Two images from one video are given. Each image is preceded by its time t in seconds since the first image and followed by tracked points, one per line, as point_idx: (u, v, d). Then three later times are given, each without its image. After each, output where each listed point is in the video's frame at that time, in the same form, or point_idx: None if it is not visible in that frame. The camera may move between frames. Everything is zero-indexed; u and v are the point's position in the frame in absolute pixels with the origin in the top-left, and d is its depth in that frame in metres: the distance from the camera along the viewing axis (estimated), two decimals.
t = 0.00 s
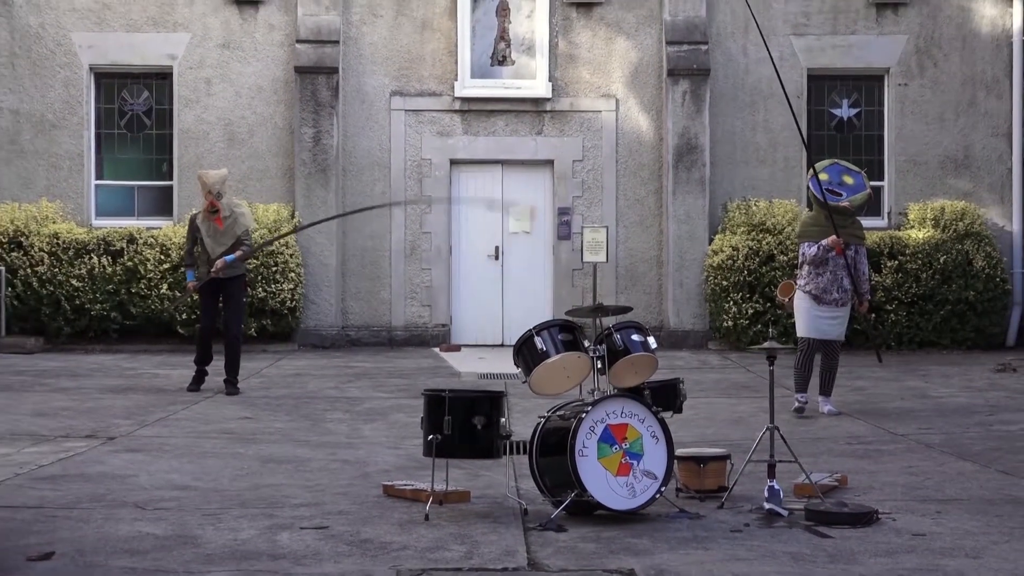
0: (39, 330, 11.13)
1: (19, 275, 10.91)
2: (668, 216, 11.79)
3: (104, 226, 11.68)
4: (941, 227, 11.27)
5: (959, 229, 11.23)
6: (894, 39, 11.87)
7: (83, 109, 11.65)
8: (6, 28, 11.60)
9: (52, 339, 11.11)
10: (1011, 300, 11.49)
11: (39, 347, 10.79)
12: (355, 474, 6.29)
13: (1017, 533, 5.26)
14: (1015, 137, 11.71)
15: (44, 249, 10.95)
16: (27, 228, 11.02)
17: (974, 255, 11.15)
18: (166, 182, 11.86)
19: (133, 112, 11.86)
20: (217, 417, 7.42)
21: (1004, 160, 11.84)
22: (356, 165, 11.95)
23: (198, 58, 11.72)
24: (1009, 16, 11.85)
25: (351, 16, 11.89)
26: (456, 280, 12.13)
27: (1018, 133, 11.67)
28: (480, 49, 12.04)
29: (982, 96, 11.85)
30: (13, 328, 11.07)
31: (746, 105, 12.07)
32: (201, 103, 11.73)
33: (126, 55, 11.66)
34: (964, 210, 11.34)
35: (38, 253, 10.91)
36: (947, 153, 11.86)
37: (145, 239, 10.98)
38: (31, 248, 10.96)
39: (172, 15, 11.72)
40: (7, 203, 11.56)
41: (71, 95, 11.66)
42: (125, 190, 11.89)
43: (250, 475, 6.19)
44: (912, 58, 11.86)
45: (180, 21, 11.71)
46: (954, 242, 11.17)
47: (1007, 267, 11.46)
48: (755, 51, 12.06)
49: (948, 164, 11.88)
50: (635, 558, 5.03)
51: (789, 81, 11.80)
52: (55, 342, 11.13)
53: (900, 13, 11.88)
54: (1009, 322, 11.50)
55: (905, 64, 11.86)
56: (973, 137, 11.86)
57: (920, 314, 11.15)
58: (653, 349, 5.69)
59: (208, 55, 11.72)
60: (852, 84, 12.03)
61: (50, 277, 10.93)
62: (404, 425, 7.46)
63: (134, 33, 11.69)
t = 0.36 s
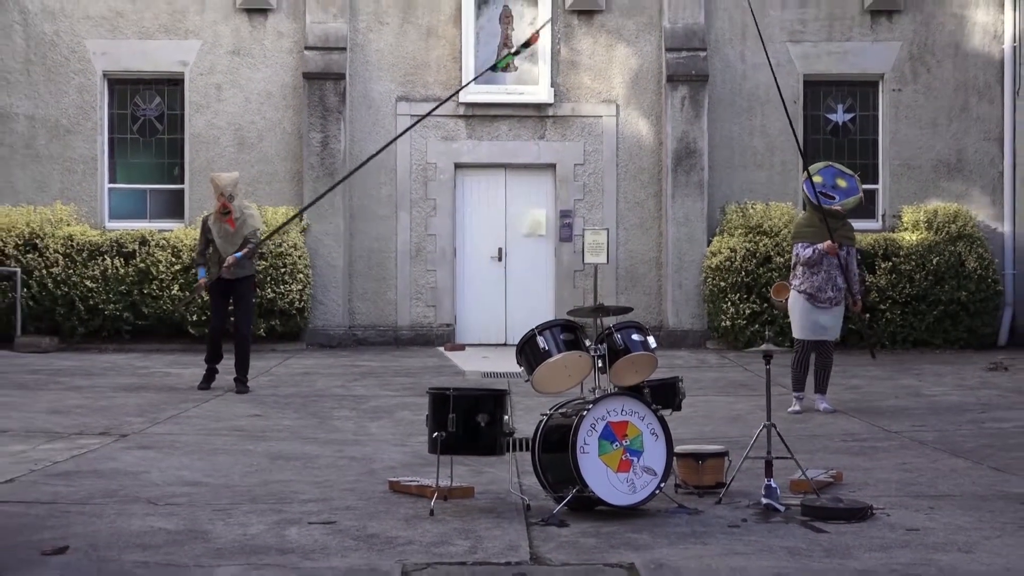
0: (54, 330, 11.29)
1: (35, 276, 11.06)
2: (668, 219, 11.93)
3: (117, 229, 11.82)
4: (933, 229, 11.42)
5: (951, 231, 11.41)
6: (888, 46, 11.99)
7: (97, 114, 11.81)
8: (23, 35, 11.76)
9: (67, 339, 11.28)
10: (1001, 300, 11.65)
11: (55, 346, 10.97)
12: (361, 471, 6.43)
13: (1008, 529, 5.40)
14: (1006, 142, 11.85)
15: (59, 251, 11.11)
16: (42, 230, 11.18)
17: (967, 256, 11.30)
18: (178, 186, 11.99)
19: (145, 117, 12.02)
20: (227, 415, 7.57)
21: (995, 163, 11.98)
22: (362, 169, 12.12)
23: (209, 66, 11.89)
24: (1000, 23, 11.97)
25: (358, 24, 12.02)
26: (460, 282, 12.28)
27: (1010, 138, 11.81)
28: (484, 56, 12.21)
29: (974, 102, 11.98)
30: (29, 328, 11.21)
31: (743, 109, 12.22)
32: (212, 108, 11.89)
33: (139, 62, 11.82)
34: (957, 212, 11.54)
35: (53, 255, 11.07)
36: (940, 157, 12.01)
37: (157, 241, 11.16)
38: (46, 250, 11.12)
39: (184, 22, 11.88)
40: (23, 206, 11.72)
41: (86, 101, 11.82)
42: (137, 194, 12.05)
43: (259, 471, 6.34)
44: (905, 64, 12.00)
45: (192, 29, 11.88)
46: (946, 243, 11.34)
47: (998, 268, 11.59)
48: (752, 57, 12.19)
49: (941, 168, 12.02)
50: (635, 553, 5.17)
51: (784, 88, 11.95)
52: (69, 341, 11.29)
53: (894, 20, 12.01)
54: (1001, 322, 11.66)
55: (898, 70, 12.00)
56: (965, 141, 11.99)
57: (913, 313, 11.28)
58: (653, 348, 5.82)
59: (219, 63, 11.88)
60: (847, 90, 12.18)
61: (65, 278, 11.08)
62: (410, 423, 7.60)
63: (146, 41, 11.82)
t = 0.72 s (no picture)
0: (71, 328, 11.75)
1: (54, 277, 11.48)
2: (665, 221, 12.20)
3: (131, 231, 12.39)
4: (923, 232, 11.94)
5: (940, 234, 11.89)
6: (879, 55, 12.57)
7: (112, 121, 12.38)
8: (43, 45, 12.33)
9: (85, 338, 11.69)
10: (988, 300, 12.12)
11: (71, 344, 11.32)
12: (369, 465, 6.63)
13: (995, 521, 5.59)
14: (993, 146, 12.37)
15: (77, 253, 11.52)
16: (60, 233, 11.58)
17: (954, 259, 11.80)
18: (192, 189, 12.58)
19: (160, 123, 12.57)
20: (238, 411, 7.78)
21: (982, 168, 12.51)
22: (370, 173, 12.48)
23: (222, 74, 12.42)
24: (986, 33, 12.52)
25: (366, 33, 12.46)
26: (465, 283, 12.58)
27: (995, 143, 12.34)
28: (488, 64, 12.62)
29: (961, 108, 12.53)
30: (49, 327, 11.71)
31: (738, 116, 12.53)
32: (224, 115, 12.43)
33: (154, 71, 12.38)
34: (945, 215, 12.03)
35: (71, 256, 11.47)
36: (929, 162, 12.56)
37: (171, 243, 11.55)
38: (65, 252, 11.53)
39: (197, 31, 12.42)
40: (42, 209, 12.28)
41: (102, 108, 12.38)
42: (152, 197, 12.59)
43: (270, 466, 6.54)
44: (895, 71, 12.56)
45: (204, 38, 12.41)
46: (935, 245, 11.82)
47: (985, 270, 12.09)
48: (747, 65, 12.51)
49: (930, 172, 12.58)
50: (633, 545, 5.36)
51: (778, 94, 12.50)
52: (86, 340, 11.72)
53: (884, 29, 12.58)
54: (988, 322, 12.12)
55: (887, 78, 12.56)
56: (953, 146, 12.54)
57: (903, 313, 11.78)
58: (651, 346, 6.01)
59: (231, 71, 12.42)
60: (840, 96, 12.73)
61: (82, 279, 11.51)
62: (416, 418, 7.81)
63: (160, 49, 12.39)
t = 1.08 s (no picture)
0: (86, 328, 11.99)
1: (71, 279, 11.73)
2: (665, 224, 12.38)
3: (146, 233, 12.64)
4: (915, 233, 12.14)
5: (933, 235, 12.09)
6: (873, 61, 12.75)
7: (128, 126, 12.64)
8: (60, 52, 12.59)
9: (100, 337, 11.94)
10: (979, 300, 12.32)
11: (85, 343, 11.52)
12: (377, 461, 6.81)
13: (985, 515, 5.75)
14: (984, 151, 12.57)
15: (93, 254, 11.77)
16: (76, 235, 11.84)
17: (947, 260, 11.99)
18: (205, 192, 12.84)
19: (174, 128, 12.84)
20: (249, 408, 7.96)
21: (974, 171, 12.71)
22: (378, 177, 12.68)
23: (233, 80, 12.67)
24: (978, 39, 12.70)
25: (373, 40, 12.66)
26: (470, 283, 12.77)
27: (987, 148, 12.54)
28: (492, 71, 12.83)
29: (954, 113, 12.72)
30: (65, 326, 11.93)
31: (736, 121, 12.71)
32: (236, 120, 12.67)
33: (168, 77, 12.64)
34: (937, 217, 12.22)
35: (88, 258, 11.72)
36: (922, 166, 12.74)
37: (185, 245, 11.76)
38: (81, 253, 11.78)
39: (210, 39, 12.67)
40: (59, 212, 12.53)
41: (118, 113, 12.64)
42: (167, 201, 12.86)
43: (280, 461, 6.72)
44: (890, 77, 12.75)
45: (217, 45, 12.66)
46: (928, 247, 12.02)
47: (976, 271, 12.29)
48: (745, 71, 12.72)
49: (923, 175, 12.76)
50: (634, 538, 5.53)
51: (775, 100, 12.71)
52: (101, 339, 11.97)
53: (879, 36, 12.76)
54: (979, 321, 12.30)
55: (882, 83, 12.75)
56: (945, 151, 12.72)
57: (897, 313, 11.95)
58: (651, 345, 6.16)
59: (242, 77, 12.67)
60: (835, 102, 12.96)
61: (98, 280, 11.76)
62: (422, 415, 7.99)
63: (173, 56, 12.64)
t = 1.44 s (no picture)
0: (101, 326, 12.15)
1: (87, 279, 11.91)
2: (669, 225, 12.49)
3: (161, 234, 12.79)
4: (917, 233, 12.23)
5: (934, 236, 12.21)
6: (874, 64, 12.84)
7: (143, 129, 12.77)
8: (76, 56, 12.75)
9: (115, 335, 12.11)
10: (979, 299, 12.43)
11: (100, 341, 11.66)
12: (386, 457, 6.93)
13: (986, 512, 5.84)
14: (984, 153, 12.67)
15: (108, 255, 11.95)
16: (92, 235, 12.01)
17: (948, 260, 12.10)
18: (217, 194, 12.97)
19: (187, 131, 12.99)
20: (261, 406, 8.09)
21: (974, 173, 12.80)
22: (388, 179, 12.80)
23: (245, 83, 12.81)
24: (979, 43, 12.80)
25: (383, 44, 12.80)
26: (477, 283, 12.91)
27: (987, 150, 12.63)
28: (499, 74, 12.94)
29: (954, 115, 12.81)
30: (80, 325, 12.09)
31: (740, 124, 12.81)
32: (249, 123, 12.81)
33: (181, 81, 12.77)
34: (939, 217, 12.33)
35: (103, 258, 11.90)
36: (924, 167, 12.83)
37: (198, 245, 11.93)
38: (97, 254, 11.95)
39: (223, 44, 12.80)
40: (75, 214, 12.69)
41: (133, 116, 12.78)
42: (180, 202, 13.00)
43: (292, 458, 6.84)
44: (891, 80, 12.83)
45: (230, 50, 12.80)
46: (929, 247, 12.14)
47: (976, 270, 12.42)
48: (748, 75, 12.82)
49: (925, 176, 12.85)
50: (639, 534, 5.63)
51: (778, 103, 12.81)
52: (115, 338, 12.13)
53: (880, 40, 12.85)
54: (979, 320, 12.42)
55: (883, 86, 12.83)
56: (946, 152, 12.81)
57: (898, 312, 12.06)
58: (656, 344, 6.24)
59: (254, 81, 12.81)
60: (837, 104, 13.04)
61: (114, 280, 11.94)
62: (431, 413, 8.10)
63: (187, 60, 12.79)
